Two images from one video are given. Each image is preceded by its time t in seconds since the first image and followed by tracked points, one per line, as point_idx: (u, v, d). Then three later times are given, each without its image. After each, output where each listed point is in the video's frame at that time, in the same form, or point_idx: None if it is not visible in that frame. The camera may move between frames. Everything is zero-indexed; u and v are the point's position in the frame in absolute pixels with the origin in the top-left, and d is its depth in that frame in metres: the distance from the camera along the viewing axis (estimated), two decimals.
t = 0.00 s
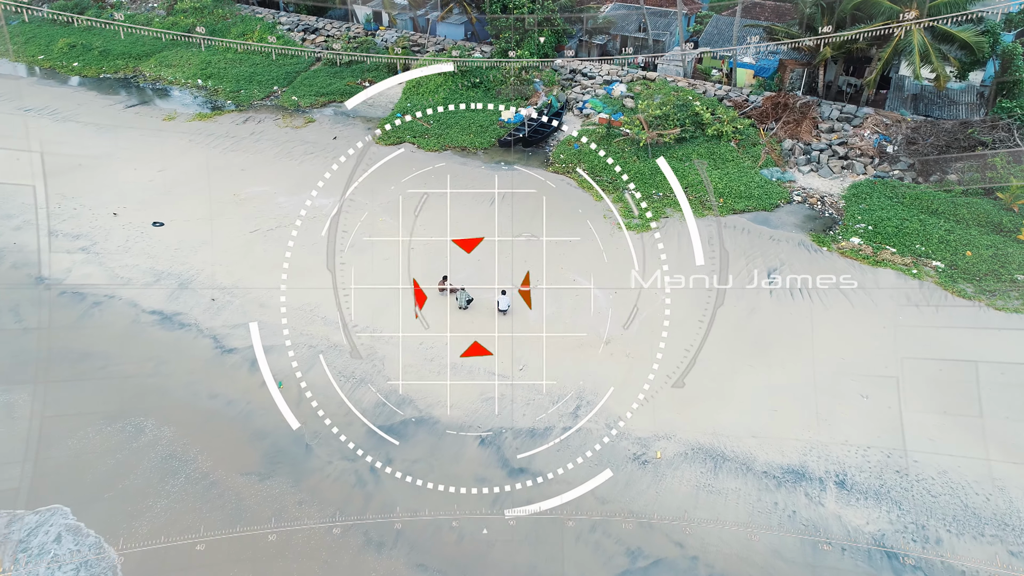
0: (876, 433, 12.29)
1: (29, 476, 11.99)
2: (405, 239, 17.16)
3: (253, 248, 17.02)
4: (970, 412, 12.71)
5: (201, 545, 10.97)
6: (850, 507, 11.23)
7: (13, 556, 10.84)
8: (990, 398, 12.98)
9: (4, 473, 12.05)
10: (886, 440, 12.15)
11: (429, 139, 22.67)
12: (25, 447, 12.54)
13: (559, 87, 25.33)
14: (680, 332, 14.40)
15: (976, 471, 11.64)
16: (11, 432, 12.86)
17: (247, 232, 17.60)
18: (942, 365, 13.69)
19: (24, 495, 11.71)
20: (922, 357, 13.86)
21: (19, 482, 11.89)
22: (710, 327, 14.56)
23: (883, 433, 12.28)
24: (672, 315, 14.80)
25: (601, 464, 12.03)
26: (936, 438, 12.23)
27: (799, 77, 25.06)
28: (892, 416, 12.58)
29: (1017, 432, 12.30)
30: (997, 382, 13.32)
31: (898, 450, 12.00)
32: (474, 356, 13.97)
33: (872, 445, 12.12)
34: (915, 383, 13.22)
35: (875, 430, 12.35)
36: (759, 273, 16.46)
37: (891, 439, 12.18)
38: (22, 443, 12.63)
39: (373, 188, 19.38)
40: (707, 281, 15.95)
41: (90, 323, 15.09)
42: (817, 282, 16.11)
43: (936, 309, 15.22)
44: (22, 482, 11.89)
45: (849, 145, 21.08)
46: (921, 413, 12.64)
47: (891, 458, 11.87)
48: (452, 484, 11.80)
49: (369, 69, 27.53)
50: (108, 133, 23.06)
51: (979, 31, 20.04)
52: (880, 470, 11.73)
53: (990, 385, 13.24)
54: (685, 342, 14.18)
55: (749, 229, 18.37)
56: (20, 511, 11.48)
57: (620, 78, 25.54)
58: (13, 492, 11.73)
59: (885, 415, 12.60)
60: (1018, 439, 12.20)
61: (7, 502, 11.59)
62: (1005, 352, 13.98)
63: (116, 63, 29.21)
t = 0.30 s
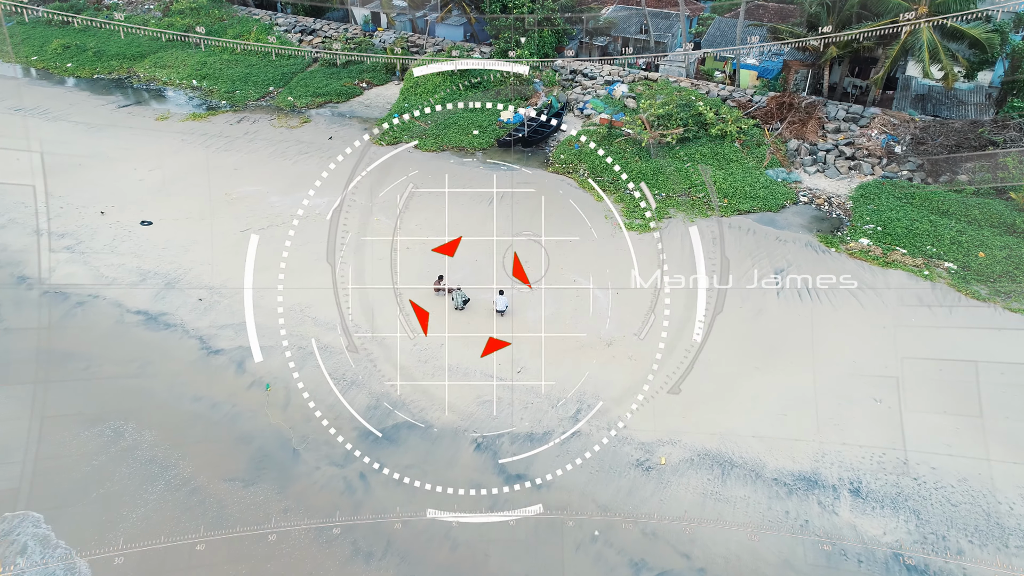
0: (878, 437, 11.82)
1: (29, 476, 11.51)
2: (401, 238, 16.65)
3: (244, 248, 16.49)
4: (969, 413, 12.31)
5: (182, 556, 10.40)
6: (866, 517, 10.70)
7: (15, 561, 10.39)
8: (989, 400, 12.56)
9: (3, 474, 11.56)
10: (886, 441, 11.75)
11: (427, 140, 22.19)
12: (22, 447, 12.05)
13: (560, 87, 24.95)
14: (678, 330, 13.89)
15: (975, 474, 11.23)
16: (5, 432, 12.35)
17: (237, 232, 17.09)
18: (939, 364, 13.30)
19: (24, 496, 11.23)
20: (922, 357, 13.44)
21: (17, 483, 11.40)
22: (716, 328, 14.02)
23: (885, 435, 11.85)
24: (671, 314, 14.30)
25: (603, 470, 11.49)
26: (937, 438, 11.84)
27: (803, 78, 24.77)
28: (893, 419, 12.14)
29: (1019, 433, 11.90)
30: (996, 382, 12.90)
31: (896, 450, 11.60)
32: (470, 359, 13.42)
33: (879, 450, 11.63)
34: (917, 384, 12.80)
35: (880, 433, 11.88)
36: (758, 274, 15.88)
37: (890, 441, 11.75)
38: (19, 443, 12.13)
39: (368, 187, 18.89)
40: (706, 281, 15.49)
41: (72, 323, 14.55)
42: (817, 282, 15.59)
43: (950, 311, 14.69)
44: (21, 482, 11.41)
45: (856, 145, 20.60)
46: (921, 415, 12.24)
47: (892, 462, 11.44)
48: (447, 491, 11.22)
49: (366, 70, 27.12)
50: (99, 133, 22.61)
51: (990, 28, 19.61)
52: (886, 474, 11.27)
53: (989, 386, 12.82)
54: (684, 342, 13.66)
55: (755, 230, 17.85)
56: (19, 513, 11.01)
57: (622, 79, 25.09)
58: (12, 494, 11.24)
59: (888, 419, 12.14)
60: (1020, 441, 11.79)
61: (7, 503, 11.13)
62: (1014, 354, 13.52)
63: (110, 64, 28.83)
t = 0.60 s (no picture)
0: (878, 437, 11.34)
1: (29, 475, 11.03)
2: (400, 237, 16.15)
3: (238, 246, 16.00)
4: (969, 412, 11.78)
5: (166, 566, 9.83)
6: (888, 530, 10.10)
7: (17, 563, 9.92)
8: (988, 399, 12.02)
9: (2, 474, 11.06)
10: (887, 440, 11.28)
11: (429, 140, 21.78)
12: (20, 445, 11.55)
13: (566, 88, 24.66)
14: (677, 330, 13.36)
15: (975, 477, 10.71)
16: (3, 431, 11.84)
17: (232, 231, 16.59)
18: (939, 363, 12.75)
19: (24, 496, 10.73)
20: (922, 356, 12.89)
21: (17, 483, 10.91)
22: (727, 332, 13.44)
23: (885, 437, 11.35)
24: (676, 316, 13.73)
25: (607, 479, 10.90)
26: (938, 438, 11.35)
27: (814, 79, 24.21)
28: (893, 420, 11.64)
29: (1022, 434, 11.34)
30: (996, 382, 12.33)
31: (896, 450, 11.12)
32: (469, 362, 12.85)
33: (884, 453, 11.12)
34: (917, 384, 12.26)
35: (880, 435, 11.38)
36: (758, 273, 15.39)
37: (887, 443, 11.24)
38: (16, 441, 11.63)
39: (368, 187, 18.41)
40: (706, 280, 14.99)
41: (57, 321, 14.05)
42: (817, 282, 15.12)
43: (971, 315, 14.08)
44: (21, 482, 10.91)
45: (869, 147, 20.02)
46: (920, 415, 11.71)
47: (893, 464, 10.95)
48: (443, 499, 10.64)
49: (369, 70, 26.78)
50: (96, 131, 22.22)
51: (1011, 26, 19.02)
52: (892, 478, 10.76)
53: (990, 385, 12.27)
54: (684, 342, 13.12)
55: (766, 232, 17.27)
56: (20, 513, 10.51)
57: (629, 79, 24.64)
58: (12, 494, 10.74)
59: (890, 421, 11.63)
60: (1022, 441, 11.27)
61: (6, 504, 10.62)
62: (1021, 354, 12.94)
63: (110, 64, 28.54)
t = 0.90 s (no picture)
0: (874, 436, 10.94)
1: (29, 475, 10.56)
2: (396, 237, 15.62)
3: (228, 246, 15.49)
4: (969, 411, 11.39)
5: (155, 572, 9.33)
6: (909, 547, 9.51)
7: (18, 563, 9.47)
8: (989, 399, 11.62)
9: (0, 475, 10.57)
10: (885, 440, 10.87)
11: (428, 141, 21.35)
12: (19, 445, 11.05)
13: (568, 90, 24.32)
14: (676, 329, 12.89)
15: (973, 476, 10.34)
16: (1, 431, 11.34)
17: (222, 230, 16.07)
18: (939, 364, 12.32)
19: (25, 496, 10.26)
20: (923, 356, 12.50)
21: (17, 483, 10.44)
22: (734, 337, 12.88)
23: (879, 435, 10.94)
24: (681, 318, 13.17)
25: (609, 491, 10.32)
26: (937, 435, 10.97)
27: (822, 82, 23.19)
28: (891, 418, 11.24)
29: None
30: (997, 382, 11.93)
31: (894, 450, 10.69)
32: (465, 367, 12.27)
33: (882, 454, 10.67)
34: (917, 384, 11.86)
35: (876, 433, 10.97)
36: (757, 274, 14.92)
37: (881, 443, 10.83)
38: (13, 441, 11.13)
39: (365, 187, 17.91)
40: (705, 280, 14.47)
41: (38, 322, 13.53)
42: (817, 282, 14.66)
43: (990, 321, 13.50)
44: (21, 482, 10.45)
45: (880, 149, 19.44)
46: (919, 415, 11.29)
47: (892, 465, 10.51)
48: (434, 510, 10.04)
49: (369, 72, 26.43)
50: (89, 131, 21.79)
51: None
52: (892, 480, 10.30)
53: (990, 386, 11.86)
54: (685, 342, 12.63)
55: (775, 234, 16.70)
56: (19, 513, 10.04)
57: (633, 81, 24.15)
58: (12, 494, 10.27)
59: (886, 420, 11.22)
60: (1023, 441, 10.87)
61: (6, 504, 10.14)
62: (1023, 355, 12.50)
63: (108, 66, 28.20)
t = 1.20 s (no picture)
0: (874, 434, 10.62)
1: (29, 475, 10.10)
2: (390, 238, 15.09)
3: (218, 246, 14.98)
4: (968, 411, 11.04)
5: None
6: (934, 567, 8.92)
7: (18, 563, 9.04)
8: (989, 399, 11.26)
9: None
10: (884, 439, 10.55)
11: (427, 142, 20.85)
12: (20, 446, 10.58)
13: (571, 91, 23.67)
14: (679, 335, 12.42)
15: (973, 476, 10.01)
16: None
17: (212, 231, 15.54)
18: (939, 364, 11.95)
19: (24, 495, 9.81)
20: (922, 356, 12.12)
21: (17, 482, 9.99)
22: (742, 343, 12.31)
23: (880, 435, 10.61)
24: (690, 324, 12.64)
25: (611, 504, 9.72)
26: (935, 435, 10.66)
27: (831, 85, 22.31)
28: (890, 418, 10.90)
29: None
30: (997, 383, 11.56)
31: (894, 450, 10.36)
32: (459, 372, 11.67)
33: (882, 453, 10.34)
34: (918, 386, 11.46)
35: (875, 432, 10.66)
36: (757, 273, 14.48)
37: (881, 442, 10.50)
38: (11, 442, 10.66)
39: (361, 188, 17.40)
40: (704, 281, 14.08)
41: (16, 322, 12.99)
42: (817, 282, 14.17)
43: (1011, 326, 12.90)
44: (21, 481, 10.00)
45: (892, 152, 18.88)
46: (940, 426, 10.75)
47: (891, 465, 10.16)
48: (425, 524, 9.42)
49: (367, 74, 26.01)
50: (81, 130, 21.33)
51: None
52: (894, 482, 9.93)
53: (990, 386, 11.50)
54: (690, 347, 12.14)
55: (784, 238, 16.11)
56: (19, 513, 9.60)
57: (637, 83, 23.67)
58: (12, 494, 9.82)
59: (885, 419, 10.89)
60: None
61: (5, 504, 9.69)
62: None
63: (104, 67, 27.76)
